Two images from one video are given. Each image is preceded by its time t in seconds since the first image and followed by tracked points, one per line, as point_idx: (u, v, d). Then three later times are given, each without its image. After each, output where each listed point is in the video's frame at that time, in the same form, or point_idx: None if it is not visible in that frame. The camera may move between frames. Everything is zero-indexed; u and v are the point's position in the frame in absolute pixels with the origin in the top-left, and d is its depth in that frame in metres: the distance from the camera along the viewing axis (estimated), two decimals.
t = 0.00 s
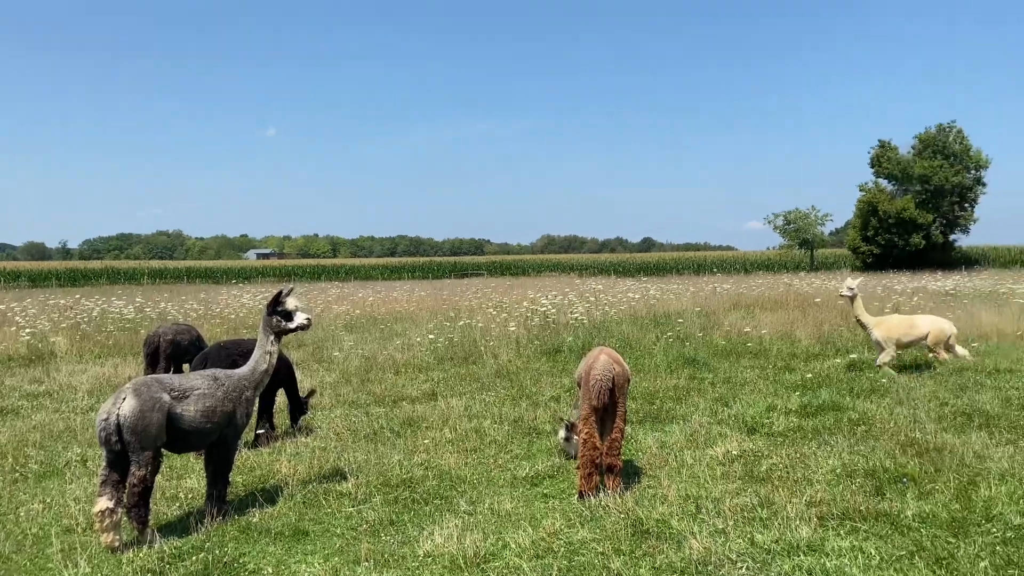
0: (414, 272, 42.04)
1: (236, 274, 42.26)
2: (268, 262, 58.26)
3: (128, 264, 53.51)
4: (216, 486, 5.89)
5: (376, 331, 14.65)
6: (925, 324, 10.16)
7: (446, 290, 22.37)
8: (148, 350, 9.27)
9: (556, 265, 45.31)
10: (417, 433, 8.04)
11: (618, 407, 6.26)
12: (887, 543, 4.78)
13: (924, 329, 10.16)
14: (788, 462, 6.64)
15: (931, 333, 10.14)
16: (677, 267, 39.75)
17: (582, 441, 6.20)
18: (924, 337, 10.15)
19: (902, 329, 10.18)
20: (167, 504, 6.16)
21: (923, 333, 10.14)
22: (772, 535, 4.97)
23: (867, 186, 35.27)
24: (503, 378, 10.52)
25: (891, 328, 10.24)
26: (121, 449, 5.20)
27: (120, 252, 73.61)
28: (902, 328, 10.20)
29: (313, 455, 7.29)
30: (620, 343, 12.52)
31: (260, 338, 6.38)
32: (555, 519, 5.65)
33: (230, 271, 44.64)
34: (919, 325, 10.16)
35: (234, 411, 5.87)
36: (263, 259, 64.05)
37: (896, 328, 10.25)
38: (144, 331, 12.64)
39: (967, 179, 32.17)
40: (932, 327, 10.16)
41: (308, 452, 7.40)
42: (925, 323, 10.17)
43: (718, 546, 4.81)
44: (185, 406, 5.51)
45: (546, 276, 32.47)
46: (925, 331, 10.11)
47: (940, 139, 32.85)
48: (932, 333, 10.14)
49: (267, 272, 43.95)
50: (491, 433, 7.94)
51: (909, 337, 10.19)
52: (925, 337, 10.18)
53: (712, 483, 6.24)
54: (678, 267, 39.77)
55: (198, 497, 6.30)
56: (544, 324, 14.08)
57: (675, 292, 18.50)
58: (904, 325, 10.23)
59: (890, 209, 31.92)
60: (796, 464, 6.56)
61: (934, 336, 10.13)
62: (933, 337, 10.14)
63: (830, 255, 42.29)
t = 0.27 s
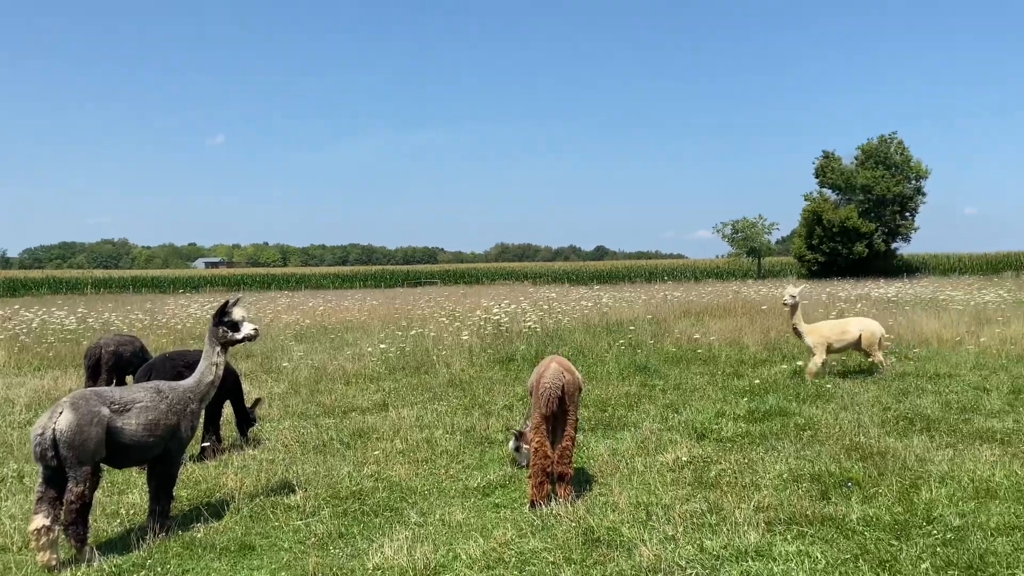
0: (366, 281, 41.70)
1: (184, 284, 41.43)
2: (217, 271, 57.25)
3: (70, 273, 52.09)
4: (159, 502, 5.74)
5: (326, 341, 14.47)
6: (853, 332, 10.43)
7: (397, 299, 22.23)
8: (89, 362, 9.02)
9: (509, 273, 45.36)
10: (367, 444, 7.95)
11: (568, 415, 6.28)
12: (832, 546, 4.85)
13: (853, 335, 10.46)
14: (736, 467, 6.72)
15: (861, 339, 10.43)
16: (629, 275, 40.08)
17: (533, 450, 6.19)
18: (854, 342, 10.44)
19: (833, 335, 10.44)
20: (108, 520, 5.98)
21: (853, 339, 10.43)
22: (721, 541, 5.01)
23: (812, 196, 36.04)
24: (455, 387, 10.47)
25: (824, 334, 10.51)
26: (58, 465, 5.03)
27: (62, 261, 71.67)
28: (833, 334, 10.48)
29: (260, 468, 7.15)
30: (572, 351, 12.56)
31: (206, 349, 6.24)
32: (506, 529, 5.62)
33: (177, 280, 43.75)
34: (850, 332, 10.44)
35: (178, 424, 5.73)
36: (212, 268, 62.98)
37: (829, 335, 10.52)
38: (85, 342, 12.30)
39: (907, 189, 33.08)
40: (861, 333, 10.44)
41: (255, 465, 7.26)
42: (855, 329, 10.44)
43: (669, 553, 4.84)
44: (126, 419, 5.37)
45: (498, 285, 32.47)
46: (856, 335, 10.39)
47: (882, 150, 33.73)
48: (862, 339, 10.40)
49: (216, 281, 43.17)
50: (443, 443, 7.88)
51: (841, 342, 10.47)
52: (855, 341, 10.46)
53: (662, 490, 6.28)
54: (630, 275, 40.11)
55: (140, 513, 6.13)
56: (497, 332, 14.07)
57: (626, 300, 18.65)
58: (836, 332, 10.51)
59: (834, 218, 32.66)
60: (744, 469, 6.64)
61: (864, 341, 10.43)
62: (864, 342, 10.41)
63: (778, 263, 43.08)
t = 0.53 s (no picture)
0: (322, 289, 41.29)
1: (134, 291, 40.58)
2: (168, 278, 56.20)
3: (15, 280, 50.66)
4: (105, 516, 5.58)
5: (281, 350, 14.27)
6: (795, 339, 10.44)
7: (353, 306, 22.02)
8: (33, 371, 8.76)
9: (466, 280, 45.27)
10: (321, 454, 7.85)
11: (525, 422, 6.26)
12: (785, 550, 4.91)
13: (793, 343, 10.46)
14: (691, 472, 6.78)
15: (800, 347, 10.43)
16: (585, 282, 40.28)
17: (490, 458, 6.16)
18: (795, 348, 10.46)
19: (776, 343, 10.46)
20: (51, 535, 5.80)
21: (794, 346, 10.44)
22: (676, 546, 5.04)
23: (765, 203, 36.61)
24: (412, 396, 10.39)
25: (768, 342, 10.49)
26: None
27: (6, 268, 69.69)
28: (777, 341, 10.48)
29: (211, 480, 7.01)
30: (529, 358, 12.56)
31: (157, 358, 6.06)
32: (462, 538, 5.58)
33: (127, 288, 42.83)
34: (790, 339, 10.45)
35: (126, 436, 5.58)
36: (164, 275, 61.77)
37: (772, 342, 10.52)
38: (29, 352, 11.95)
39: (856, 197, 33.84)
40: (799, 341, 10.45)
41: (206, 477, 7.11)
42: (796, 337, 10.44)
43: (624, 559, 4.85)
44: (70, 432, 5.22)
45: (456, 292, 32.40)
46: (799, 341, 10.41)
47: (832, 159, 34.39)
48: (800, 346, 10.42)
49: (167, 289, 42.34)
50: (399, 452, 7.81)
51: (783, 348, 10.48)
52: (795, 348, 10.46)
53: (618, 496, 6.30)
54: (587, 282, 40.32)
55: (85, 528, 5.96)
56: (454, 340, 14.01)
57: (583, 307, 18.71)
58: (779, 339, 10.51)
59: (786, 226, 33.22)
60: (698, 474, 6.70)
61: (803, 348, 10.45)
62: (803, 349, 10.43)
63: (732, 269, 43.68)
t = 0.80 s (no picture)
0: (284, 294, 40.87)
1: (91, 297, 39.80)
2: (126, 283, 55.19)
3: None
4: (58, 527, 5.45)
5: (242, 356, 14.08)
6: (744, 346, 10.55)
7: (316, 312, 21.82)
8: None
9: (431, 285, 45.12)
10: (283, 462, 7.75)
11: (488, 428, 6.26)
12: (745, 552, 4.96)
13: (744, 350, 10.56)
14: (653, 476, 6.82)
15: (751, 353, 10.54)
16: (550, 287, 40.38)
17: (453, 464, 6.13)
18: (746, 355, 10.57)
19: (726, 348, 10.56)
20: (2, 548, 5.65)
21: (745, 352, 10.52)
22: (638, 550, 5.06)
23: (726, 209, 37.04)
24: (375, 402, 10.32)
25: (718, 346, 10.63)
26: None
27: None
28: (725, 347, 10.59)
29: (170, 489, 6.89)
30: (494, 363, 12.55)
31: (115, 367, 5.92)
32: (425, 545, 5.54)
33: (84, 293, 41.98)
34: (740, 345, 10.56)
35: (80, 445, 5.46)
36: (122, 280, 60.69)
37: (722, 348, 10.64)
38: None
39: (815, 203, 34.45)
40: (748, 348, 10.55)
41: (164, 486, 6.99)
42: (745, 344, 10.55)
43: (587, 564, 4.86)
44: (21, 442, 5.09)
45: (420, 296, 32.29)
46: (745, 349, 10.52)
47: (791, 165, 34.89)
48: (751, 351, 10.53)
49: (125, 295, 41.58)
50: (361, 459, 7.75)
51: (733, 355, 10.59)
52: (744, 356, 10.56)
53: (581, 501, 6.32)
54: (551, 287, 40.44)
55: (38, 540, 5.82)
56: (418, 345, 13.95)
57: (547, 311, 18.75)
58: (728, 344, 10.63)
59: (747, 231, 33.66)
60: (661, 478, 6.74)
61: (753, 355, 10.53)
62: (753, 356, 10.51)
63: (695, 274, 44.11)
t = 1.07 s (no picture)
0: (252, 297, 40.46)
1: (54, 301, 39.09)
2: (90, 287, 54.22)
3: None
4: (16, 535, 5.33)
5: (208, 360, 13.90)
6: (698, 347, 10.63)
7: (284, 315, 21.61)
8: None
9: (402, 288, 44.93)
10: (249, 466, 7.67)
11: (459, 432, 6.22)
12: (713, 554, 4.98)
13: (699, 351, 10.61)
14: (622, 478, 6.84)
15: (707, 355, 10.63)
16: (520, 290, 40.39)
17: (422, 468, 6.08)
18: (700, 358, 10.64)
19: (682, 350, 10.60)
20: None
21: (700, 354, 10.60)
22: (607, 553, 5.07)
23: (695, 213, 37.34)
24: (343, 406, 10.24)
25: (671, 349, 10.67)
26: None
27: None
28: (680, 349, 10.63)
29: (133, 496, 6.78)
30: (464, 366, 12.53)
31: (80, 372, 5.77)
32: (393, 549, 5.51)
33: (47, 297, 41.21)
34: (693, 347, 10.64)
35: (40, 452, 5.33)
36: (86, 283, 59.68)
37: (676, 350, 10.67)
38: None
39: (782, 207, 34.87)
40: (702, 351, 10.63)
41: (128, 492, 6.87)
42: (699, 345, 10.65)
43: (556, 567, 4.85)
44: None
45: (390, 300, 32.14)
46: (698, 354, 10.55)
47: (759, 169, 35.26)
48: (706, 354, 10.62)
49: (89, 299, 40.89)
50: (329, 464, 7.69)
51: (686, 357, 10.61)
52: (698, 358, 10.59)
53: (551, 504, 6.32)
54: (522, 291, 40.46)
55: None
56: (388, 349, 13.88)
57: (517, 315, 18.76)
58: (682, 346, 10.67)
59: (716, 235, 33.95)
60: (630, 480, 6.77)
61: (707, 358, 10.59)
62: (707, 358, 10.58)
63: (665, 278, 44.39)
